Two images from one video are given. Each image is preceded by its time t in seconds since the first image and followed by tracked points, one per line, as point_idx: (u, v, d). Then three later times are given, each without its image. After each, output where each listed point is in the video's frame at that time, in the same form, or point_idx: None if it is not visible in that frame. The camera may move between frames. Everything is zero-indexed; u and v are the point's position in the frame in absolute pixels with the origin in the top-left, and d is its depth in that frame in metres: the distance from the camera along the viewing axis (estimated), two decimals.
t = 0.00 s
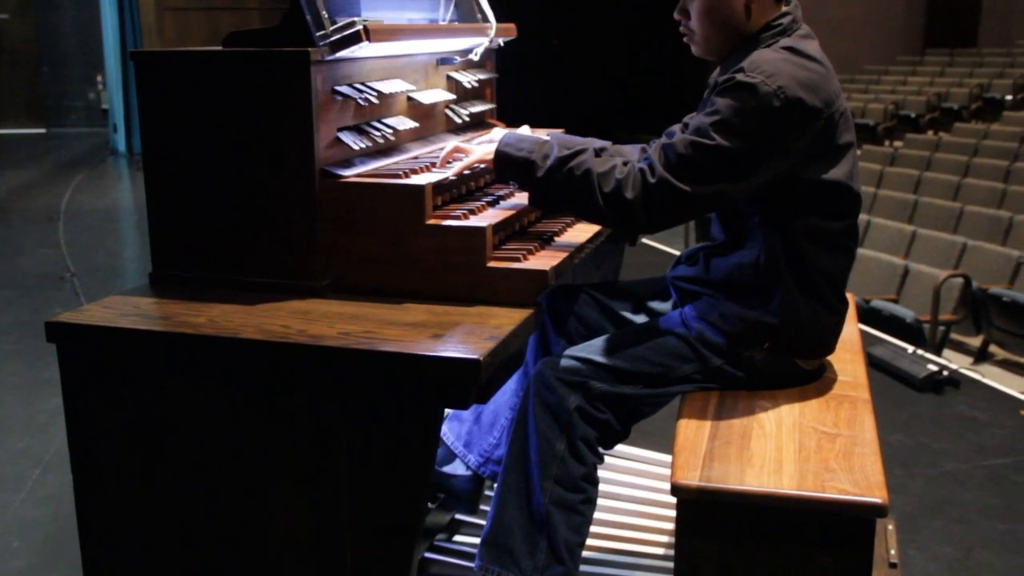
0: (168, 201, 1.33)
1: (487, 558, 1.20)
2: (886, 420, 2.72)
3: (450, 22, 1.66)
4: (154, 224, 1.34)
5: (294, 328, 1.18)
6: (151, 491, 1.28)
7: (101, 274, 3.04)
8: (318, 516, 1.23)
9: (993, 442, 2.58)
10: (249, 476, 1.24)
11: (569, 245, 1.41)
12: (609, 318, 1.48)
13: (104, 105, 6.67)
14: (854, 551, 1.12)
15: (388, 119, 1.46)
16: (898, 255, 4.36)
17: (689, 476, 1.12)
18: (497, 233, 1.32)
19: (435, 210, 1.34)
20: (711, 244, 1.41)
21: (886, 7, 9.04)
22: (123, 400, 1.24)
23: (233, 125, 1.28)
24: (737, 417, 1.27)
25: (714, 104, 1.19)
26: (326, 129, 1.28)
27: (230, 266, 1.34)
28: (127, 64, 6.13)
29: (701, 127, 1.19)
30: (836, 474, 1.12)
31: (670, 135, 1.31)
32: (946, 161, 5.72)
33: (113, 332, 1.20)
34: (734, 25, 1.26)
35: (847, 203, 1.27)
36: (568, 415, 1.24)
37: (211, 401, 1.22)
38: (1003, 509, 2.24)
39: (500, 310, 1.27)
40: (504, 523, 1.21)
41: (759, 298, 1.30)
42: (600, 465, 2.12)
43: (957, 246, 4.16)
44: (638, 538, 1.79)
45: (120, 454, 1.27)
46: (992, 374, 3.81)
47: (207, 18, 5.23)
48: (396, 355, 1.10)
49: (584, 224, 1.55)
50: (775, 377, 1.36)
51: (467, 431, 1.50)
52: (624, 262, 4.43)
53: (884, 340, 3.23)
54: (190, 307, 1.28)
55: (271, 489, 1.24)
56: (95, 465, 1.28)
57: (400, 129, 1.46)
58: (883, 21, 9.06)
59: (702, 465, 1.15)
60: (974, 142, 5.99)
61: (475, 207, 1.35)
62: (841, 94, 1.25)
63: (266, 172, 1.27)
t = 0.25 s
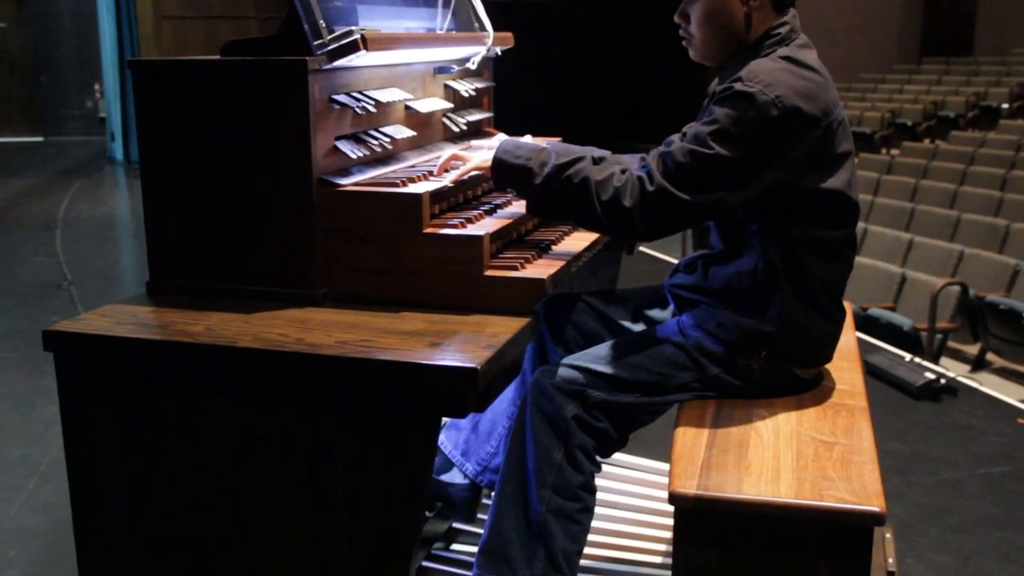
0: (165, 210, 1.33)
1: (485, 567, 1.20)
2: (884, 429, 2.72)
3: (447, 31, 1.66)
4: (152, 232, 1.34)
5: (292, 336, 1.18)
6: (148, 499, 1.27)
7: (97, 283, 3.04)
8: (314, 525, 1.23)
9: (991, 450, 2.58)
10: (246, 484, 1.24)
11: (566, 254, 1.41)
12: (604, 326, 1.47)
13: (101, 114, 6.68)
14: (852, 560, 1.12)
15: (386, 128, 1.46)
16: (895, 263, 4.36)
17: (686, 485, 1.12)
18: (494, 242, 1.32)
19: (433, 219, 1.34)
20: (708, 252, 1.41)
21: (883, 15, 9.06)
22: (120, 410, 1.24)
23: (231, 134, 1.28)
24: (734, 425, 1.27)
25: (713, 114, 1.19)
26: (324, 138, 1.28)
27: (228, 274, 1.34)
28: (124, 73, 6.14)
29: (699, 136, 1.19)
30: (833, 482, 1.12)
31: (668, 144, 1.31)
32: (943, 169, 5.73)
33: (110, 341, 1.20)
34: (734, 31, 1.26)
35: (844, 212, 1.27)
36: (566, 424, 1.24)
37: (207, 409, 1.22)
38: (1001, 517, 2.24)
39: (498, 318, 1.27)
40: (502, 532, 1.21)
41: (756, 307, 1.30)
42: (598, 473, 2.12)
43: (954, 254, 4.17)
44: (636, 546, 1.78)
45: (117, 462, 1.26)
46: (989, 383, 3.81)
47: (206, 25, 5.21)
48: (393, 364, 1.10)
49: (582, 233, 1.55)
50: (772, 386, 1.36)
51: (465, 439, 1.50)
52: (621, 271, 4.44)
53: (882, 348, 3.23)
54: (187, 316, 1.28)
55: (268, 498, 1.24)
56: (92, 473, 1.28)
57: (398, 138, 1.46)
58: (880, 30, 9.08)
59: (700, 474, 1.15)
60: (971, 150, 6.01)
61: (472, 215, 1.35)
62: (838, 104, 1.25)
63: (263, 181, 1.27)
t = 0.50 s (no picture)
0: (164, 218, 1.33)
1: None
2: (882, 437, 2.72)
3: (446, 40, 1.66)
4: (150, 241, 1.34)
5: (290, 345, 1.18)
6: (146, 508, 1.27)
7: (95, 291, 3.04)
8: (311, 534, 1.23)
9: (990, 459, 2.58)
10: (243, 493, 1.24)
11: (563, 263, 1.41)
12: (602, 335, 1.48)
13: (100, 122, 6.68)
14: (850, 569, 1.11)
15: (384, 137, 1.46)
16: (893, 271, 4.37)
17: (684, 493, 1.12)
18: (491, 251, 1.32)
19: (431, 228, 1.34)
20: (706, 261, 1.41)
21: (880, 24, 9.08)
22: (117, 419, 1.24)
23: (229, 143, 1.28)
24: (732, 434, 1.27)
25: (712, 120, 1.19)
26: (322, 146, 1.28)
27: (226, 283, 1.34)
28: (123, 81, 6.14)
29: (698, 143, 1.19)
30: (831, 491, 1.12)
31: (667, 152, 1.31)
32: (941, 177, 5.74)
33: (108, 349, 1.20)
34: (734, 38, 1.27)
35: (842, 221, 1.27)
36: (565, 433, 1.24)
37: (205, 418, 1.22)
38: (999, 526, 2.24)
39: (496, 327, 1.27)
40: (500, 540, 1.20)
41: (753, 316, 1.30)
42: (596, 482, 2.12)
43: (952, 262, 4.17)
44: (635, 555, 1.78)
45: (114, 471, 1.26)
46: (988, 391, 3.81)
47: (205, 34, 5.22)
48: (391, 373, 1.10)
49: (580, 241, 1.55)
50: (770, 395, 1.36)
51: (463, 448, 1.50)
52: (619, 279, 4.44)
53: (880, 357, 3.23)
54: (185, 325, 1.28)
55: (265, 507, 1.24)
56: (89, 482, 1.28)
57: (396, 147, 1.46)
58: (877, 39, 9.10)
59: (698, 483, 1.15)
60: (968, 159, 6.02)
61: (470, 224, 1.35)
62: (836, 111, 1.25)
63: (261, 190, 1.28)
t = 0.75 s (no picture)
0: (163, 228, 1.34)
1: None
2: (881, 447, 2.72)
3: (445, 51, 1.67)
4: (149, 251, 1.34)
5: (289, 355, 1.18)
6: (144, 519, 1.27)
7: (94, 301, 3.04)
8: (310, 545, 1.23)
9: (989, 469, 2.58)
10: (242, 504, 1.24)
11: (562, 273, 1.42)
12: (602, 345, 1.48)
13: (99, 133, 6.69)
14: None
15: (383, 147, 1.46)
16: (892, 281, 4.37)
17: (684, 504, 1.12)
18: (490, 261, 1.32)
19: (430, 238, 1.34)
20: (705, 270, 1.41)
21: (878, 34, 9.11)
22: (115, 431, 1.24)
23: (229, 153, 1.28)
24: (731, 444, 1.27)
25: (712, 131, 1.20)
26: (321, 157, 1.28)
27: (225, 294, 1.34)
28: (122, 91, 6.15)
29: (699, 153, 1.19)
30: (831, 501, 1.12)
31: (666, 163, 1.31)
32: (939, 187, 5.75)
33: (107, 360, 1.20)
34: (739, 48, 1.27)
35: (841, 232, 1.27)
36: (564, 443, 1.24)
37: (204, 428, 1.22)
38: (999, 536, 2.24)
39: (495, 337, 1.27)
40: (499, 551, 1.20)
41: (752, 326, 1.30)
42: (595, 492, 2.11)
43: (950, 272, 4.18)
44: (634, 565, 1.78)
45: (112, 481, 1.26)
46: (987, 401, 3.81)
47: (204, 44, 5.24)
48: (390, 383, 1.10)
49: (579, 251, 1.56)
50: (770, 405, 1.36)
51: (461, 458, 1.50)
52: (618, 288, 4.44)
53: (879, 367, 3.23)
54: (184, 335, 1.28)
55: (264, 517, 1.23)
56: (87, 493, 1.27)
57: (395, 157, 1.46)
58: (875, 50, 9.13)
59: (697, 493, 1.15)
60: (966, 169, 6.03)
61: (469, 235, 1.35)
62: (837, 123, 1.26)
63: (261, 201, 1.28)
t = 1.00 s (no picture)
0: (162, 239, 1.34)
1: None
2: (880, 459, 2.72)
3: (444, 62, 1.67)
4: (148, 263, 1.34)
5: (288, 367, 1.18)
6: (142, 531, 1.27)
7: (93, 312, 3.03)
8: (309, 558, 1.22)
9: (989, 480, 2.57)
10: (240, 516, 1.23)
11: (561, 285, 1.42)
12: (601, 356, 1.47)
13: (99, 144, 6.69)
14: None
15: (382, 159, 1.46)
16: (891, 292, 4.37)
17: (683, 516, 1.12)
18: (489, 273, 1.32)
19: (429, 250, 1.34)
20: (703, 282, 1.41)
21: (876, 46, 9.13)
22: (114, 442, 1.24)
23: (228, 165, 1.28)
24: (730, 456, 1.27)
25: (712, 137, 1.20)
26: (320, 168, 1.28)
27: (223, 305, 1.34)
28: (122, 103, 6.16)
29: (698, 158, 1.20)
30: (830, 514, 1.12)
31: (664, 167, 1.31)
32: (938, 198, 5.75)
33: (105, 372, 1.20)
34: (739, 63, 1.27)
35: (840, 243, 1.27)
36: (564, 455, 1.23)
37: (202, 441, 1.22)
38: (999, 547, 2.23)
39: (494, 349, 1.27)
40: (498, 564, 1.19)
41: (751, 338, 1.30)
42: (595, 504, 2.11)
43: (949, 283, 4.18)
44: None
45: (111, 493, 1.26)
46: (987, 412, 3.81)
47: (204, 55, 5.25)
48: (388, 395, 1.10)
49: (578, 262, 1.56)
50: (769, 417, 1.36)
51: (460, 470, 1.50)
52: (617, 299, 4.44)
53: (879, 378, 3.23)
54: (183, 347, 1.28)
55: (262, 529, 1.23)
56: (85, 505, 1.27)
57: (394, 169, 1.46)
58: (873, 61, 9.15)
59: (696, 505, 1.15)
60: (964, 180, 6.04)
61: (468, 247, 1.35)
62: (837, 133, 1.26)
63: (260, 213, 1.28)
